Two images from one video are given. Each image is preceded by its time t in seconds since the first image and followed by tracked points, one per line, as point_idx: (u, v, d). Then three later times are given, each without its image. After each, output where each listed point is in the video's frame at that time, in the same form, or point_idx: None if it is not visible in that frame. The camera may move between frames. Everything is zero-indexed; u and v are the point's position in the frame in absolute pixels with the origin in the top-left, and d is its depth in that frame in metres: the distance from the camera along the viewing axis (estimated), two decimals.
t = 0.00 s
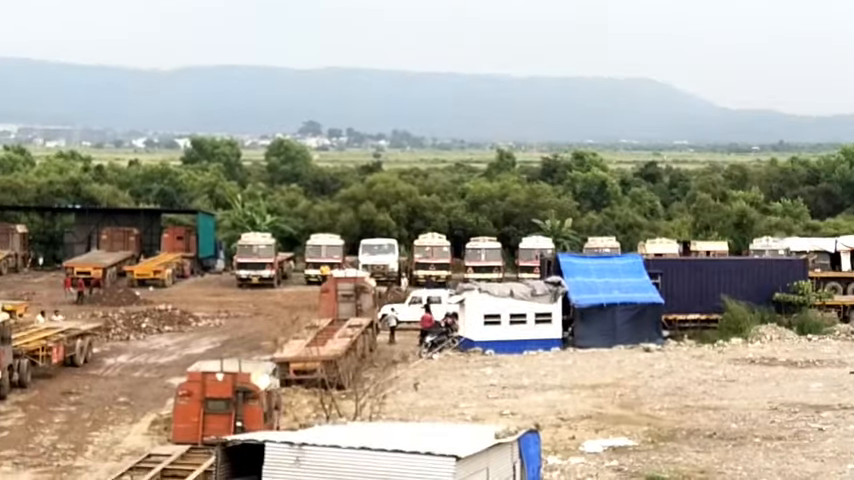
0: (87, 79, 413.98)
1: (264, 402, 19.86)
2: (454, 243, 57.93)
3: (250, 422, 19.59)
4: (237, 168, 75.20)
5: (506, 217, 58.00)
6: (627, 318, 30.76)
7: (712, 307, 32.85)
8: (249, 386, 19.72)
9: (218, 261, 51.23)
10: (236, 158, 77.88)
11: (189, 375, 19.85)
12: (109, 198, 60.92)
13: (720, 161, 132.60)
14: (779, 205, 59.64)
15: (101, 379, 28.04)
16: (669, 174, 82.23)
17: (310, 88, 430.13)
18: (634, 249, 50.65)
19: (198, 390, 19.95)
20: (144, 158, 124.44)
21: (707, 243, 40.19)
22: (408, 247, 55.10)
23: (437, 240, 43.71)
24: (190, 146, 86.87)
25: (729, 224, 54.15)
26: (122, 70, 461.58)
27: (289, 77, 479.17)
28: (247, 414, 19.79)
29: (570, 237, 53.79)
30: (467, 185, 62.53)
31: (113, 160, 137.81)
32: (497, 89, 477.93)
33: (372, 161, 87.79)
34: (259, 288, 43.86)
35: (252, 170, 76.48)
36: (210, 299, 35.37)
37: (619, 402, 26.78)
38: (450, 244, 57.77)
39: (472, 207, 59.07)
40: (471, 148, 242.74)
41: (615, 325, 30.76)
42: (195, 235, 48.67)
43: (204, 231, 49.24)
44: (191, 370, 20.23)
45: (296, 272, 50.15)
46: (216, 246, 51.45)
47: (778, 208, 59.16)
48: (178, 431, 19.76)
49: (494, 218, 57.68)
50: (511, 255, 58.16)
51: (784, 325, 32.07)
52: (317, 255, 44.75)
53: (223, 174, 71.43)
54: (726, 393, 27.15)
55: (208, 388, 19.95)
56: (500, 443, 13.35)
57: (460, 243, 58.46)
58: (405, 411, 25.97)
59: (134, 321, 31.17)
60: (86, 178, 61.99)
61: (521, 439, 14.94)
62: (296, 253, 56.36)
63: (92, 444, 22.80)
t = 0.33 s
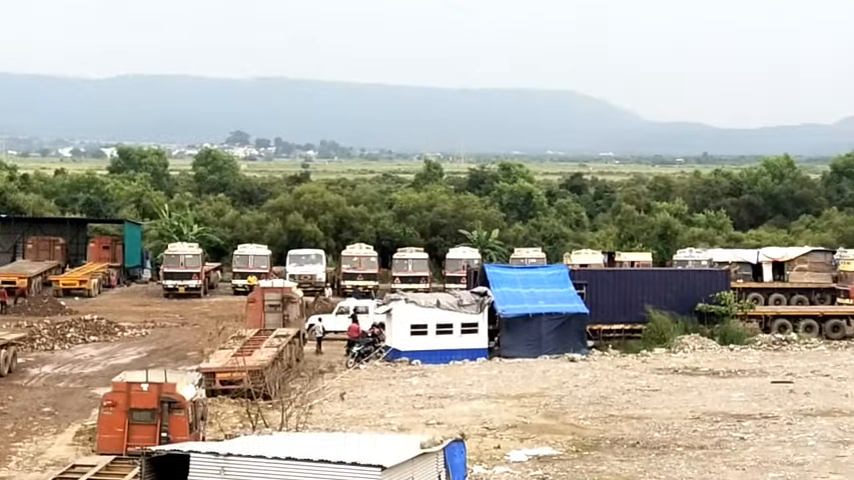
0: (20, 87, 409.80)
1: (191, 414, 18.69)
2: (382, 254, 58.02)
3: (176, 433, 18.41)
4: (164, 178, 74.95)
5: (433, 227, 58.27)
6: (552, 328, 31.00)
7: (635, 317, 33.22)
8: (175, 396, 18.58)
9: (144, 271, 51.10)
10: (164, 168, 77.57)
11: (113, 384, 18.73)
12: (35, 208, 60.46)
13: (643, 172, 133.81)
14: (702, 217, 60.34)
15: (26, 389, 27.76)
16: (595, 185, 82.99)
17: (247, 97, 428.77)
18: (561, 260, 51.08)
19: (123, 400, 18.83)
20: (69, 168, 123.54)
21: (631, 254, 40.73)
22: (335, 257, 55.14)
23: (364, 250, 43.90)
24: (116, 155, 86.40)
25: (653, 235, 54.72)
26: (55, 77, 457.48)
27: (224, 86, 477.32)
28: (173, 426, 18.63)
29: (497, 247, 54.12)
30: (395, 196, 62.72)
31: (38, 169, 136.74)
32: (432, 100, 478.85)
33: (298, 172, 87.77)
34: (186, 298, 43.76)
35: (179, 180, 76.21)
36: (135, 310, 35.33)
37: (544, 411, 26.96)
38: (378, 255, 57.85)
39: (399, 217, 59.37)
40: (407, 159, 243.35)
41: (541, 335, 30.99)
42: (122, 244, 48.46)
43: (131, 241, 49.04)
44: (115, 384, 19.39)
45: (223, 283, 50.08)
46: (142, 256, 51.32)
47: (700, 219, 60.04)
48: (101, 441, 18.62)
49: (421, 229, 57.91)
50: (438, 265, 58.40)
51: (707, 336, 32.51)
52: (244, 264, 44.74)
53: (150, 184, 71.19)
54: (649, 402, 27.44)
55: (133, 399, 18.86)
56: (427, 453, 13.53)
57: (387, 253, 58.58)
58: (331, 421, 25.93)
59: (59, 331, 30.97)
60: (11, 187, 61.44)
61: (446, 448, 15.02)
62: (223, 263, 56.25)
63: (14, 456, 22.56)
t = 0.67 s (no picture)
0: None
1: (148, 441, 16.72)
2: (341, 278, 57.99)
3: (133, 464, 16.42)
4: (122, 203, 74.82)
5: (393, 252, 58.26)
6: (512, 354, 31.01)
7: (594, 343, 33.38)
8: (132, 425, 16.64)
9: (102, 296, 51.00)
10: (122, 193, 77.35)
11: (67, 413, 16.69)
12: None
13: (601, 198, 134.48)
14: (659, 241, 60.65)
15: None
16: (554, 210, 83.37)
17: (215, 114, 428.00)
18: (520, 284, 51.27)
19: (78, 428, 16.78)
20: (26, 194, 123.00)
21: (590, 279, 41.58)
22: (296, 282, 55.04)
23: (323, 275, 44.24)
24: (73, 181, 86.12)
25: (612, 260, 54.97)
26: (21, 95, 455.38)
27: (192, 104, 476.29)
28: (130, 454, 16.64)
29: (456, 272, 53.99)
30: (355, 221, 62.80)
31: None
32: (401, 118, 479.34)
33: (256, 198, 87.65)
34: (144, 324, 43.69)
35: (138, 205, 75.98)
36: (92, 338, 35.28)
37: (503, 437, 26.64)
38: (337, 280, 57.83)
39: (359, 242, 59.41)
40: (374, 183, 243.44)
41: (500, 361, 30.99)
42: (79, 269, 48.28)
43: (89, 265, 48.85)
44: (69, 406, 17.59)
45: (180, 308, 49.99)
46: (100, 281, 51.26)
47: (658, 244, 60.36)
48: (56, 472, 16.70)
49: (381, 254, 58.00)
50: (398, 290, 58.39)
51: (666, 361, 32.67)
52: (202, 289, 44.73)
53: (109, 209, 71.04)
54: (608, 428, 27.20)
55: (89, 426, 16.78)
56: None
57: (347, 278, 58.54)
58: (290, 447, 25.50)
59: (15, 358, 30.76)
60: None
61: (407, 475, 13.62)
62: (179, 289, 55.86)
63: None
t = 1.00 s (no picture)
0: None
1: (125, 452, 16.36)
2: (319, 288, 58.00)
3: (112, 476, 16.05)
4: (98, 213, 74.60)
5: (370, 261, 58.28)
6: (490, 363, 31.02)
7: (572, 352, 33.50)
8: (110, 435, 16.22)
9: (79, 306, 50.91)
10: (99, 203, 77.05)
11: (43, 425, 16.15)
12: None
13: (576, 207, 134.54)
14: (637, 251, 60.74)
15: None
16: (532, 219, 83.47)
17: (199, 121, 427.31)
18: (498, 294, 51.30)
19: (54, 440, 16.25)
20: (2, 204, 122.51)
21: (568, 289, 41.61)
22: (274, 292, 54.87)
23: (301, 285, 44.31)
24: (49, 191, 85.81)
25: (590, 269, 55.07)
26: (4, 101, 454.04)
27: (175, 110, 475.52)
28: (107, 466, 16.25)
29: (434, 282, 53.90)
30: (332, 230, 62.82)
31: None
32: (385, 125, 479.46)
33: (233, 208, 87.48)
34: (121, 334, 43.63)
35: (114, 214, 75.75)
36: (69, 349, 35.24)
37: (481, 447, 26.36)
38: (315, 289, 57.82)
39: (337, 252, 59.33)
40: (356, 192, 243.61)
41: (478, 371, 30.99)
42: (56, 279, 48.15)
43: (66, 276, 48.70)
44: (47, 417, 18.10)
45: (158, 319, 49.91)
46: (77, 292, 51.21)
47: (636, 253, 60.44)
48: None
49: (358, 263, 58.00)
50: (377, 300, 58.36)
51: (643, 370, 32.75)
52: (180, 300, 44.70)
53: (85, 219, 70.82)
54: (586, 437, 26.94)
55: (64, 438, 16.30)
56: None
57: (325, 289, 58.53)
58: (267, 458, 25.00)
59: None
60: None
61: None
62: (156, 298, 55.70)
63: None
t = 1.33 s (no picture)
0: None
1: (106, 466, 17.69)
2: (303, 300, 58.06)
3: None
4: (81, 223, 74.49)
5: (355, 271, 58.16)
6: (475, 374, 30.89)
7: (559, 363, 33.24)
8: (91, 448, 17.54)
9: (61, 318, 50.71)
10: (80, 213, 76.76)
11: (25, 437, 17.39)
12: None
13: (560, 217, 134.58)
14: (622, 259, 60.65)
15: None
16: (517, 228, 83.44)
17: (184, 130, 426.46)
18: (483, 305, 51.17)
19: (36, 452, 17.49)
20: None
21: (553, 298, 41.53)
22: (257, 302, 54.70)
23: (285, 295, 44.22)
24: (31, 200, 85.57)
25: (575, 279, 55.01)
26: None
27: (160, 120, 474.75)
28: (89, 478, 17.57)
29: (419, 292, 53.77)
30: (317, 240, 62.84)
31: None
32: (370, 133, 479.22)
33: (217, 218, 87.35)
34: (104, 346, 43.43)
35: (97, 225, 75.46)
36: (51, 362, 35.04)
37: (466, 458, 26.00)
38: (300, 301, 57.83)
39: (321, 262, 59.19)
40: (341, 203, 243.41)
41: (464, 381, 30.87)
42: (38, 290, 47.87)
43: (48, 287, 48.47)
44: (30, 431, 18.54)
45: (141, 330, 49.71)
46: (59, 303, 51.03)
47: (621, 262, 60.37)
48: None
49: (342, 273, 57.88)
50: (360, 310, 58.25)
51: (629, 380, 32.68)
52: (162, 311, 44.51)
53: (68, 229, 70.55)
54: (572, 448, 26.66)
55: (47, 451, 17.53)
56: None
57: (309, 300, 58.47)
58: (251, 470, 24.41)
59: None
60: None
61: None
62: (139, 309, 55.52)
63: None
